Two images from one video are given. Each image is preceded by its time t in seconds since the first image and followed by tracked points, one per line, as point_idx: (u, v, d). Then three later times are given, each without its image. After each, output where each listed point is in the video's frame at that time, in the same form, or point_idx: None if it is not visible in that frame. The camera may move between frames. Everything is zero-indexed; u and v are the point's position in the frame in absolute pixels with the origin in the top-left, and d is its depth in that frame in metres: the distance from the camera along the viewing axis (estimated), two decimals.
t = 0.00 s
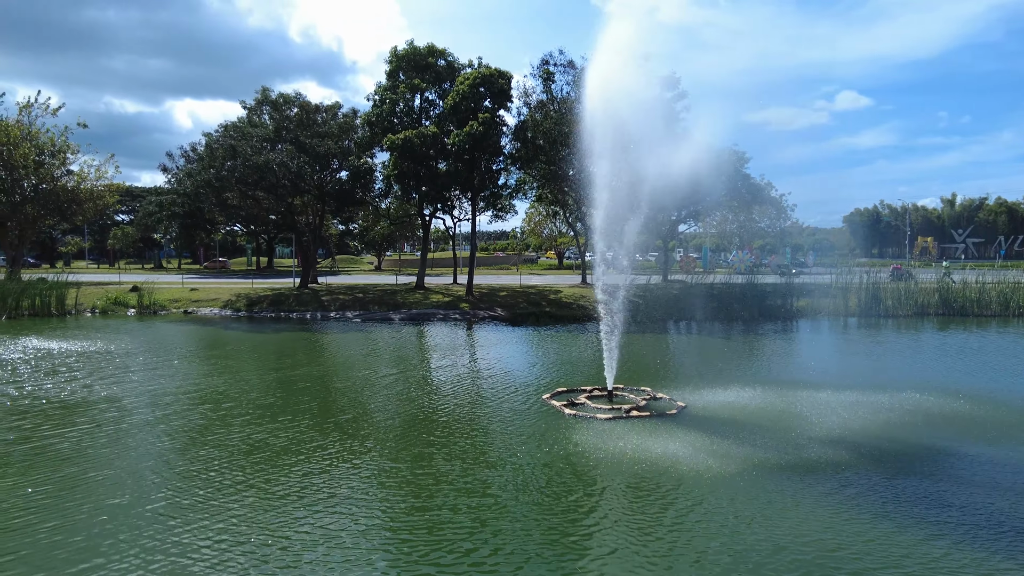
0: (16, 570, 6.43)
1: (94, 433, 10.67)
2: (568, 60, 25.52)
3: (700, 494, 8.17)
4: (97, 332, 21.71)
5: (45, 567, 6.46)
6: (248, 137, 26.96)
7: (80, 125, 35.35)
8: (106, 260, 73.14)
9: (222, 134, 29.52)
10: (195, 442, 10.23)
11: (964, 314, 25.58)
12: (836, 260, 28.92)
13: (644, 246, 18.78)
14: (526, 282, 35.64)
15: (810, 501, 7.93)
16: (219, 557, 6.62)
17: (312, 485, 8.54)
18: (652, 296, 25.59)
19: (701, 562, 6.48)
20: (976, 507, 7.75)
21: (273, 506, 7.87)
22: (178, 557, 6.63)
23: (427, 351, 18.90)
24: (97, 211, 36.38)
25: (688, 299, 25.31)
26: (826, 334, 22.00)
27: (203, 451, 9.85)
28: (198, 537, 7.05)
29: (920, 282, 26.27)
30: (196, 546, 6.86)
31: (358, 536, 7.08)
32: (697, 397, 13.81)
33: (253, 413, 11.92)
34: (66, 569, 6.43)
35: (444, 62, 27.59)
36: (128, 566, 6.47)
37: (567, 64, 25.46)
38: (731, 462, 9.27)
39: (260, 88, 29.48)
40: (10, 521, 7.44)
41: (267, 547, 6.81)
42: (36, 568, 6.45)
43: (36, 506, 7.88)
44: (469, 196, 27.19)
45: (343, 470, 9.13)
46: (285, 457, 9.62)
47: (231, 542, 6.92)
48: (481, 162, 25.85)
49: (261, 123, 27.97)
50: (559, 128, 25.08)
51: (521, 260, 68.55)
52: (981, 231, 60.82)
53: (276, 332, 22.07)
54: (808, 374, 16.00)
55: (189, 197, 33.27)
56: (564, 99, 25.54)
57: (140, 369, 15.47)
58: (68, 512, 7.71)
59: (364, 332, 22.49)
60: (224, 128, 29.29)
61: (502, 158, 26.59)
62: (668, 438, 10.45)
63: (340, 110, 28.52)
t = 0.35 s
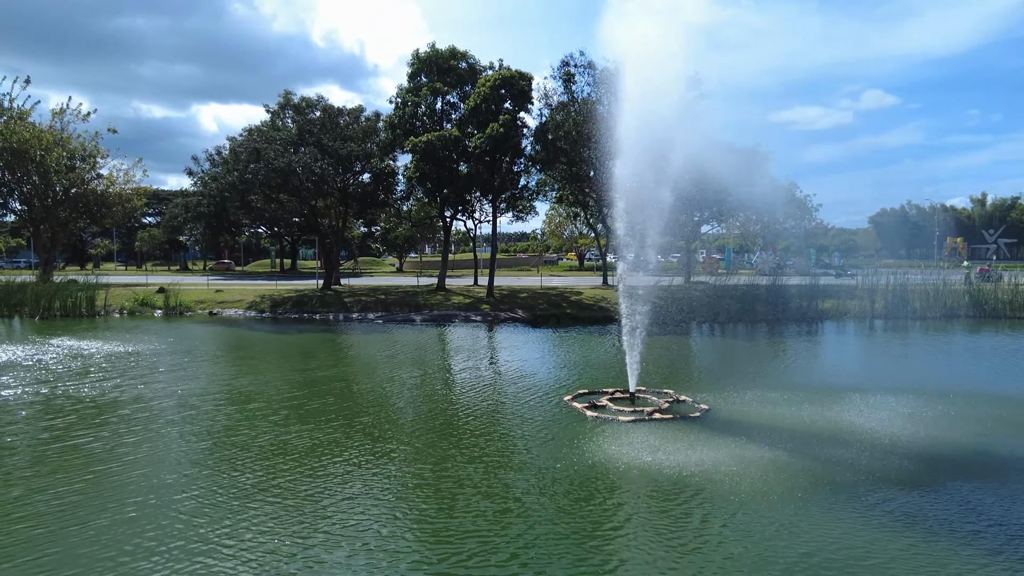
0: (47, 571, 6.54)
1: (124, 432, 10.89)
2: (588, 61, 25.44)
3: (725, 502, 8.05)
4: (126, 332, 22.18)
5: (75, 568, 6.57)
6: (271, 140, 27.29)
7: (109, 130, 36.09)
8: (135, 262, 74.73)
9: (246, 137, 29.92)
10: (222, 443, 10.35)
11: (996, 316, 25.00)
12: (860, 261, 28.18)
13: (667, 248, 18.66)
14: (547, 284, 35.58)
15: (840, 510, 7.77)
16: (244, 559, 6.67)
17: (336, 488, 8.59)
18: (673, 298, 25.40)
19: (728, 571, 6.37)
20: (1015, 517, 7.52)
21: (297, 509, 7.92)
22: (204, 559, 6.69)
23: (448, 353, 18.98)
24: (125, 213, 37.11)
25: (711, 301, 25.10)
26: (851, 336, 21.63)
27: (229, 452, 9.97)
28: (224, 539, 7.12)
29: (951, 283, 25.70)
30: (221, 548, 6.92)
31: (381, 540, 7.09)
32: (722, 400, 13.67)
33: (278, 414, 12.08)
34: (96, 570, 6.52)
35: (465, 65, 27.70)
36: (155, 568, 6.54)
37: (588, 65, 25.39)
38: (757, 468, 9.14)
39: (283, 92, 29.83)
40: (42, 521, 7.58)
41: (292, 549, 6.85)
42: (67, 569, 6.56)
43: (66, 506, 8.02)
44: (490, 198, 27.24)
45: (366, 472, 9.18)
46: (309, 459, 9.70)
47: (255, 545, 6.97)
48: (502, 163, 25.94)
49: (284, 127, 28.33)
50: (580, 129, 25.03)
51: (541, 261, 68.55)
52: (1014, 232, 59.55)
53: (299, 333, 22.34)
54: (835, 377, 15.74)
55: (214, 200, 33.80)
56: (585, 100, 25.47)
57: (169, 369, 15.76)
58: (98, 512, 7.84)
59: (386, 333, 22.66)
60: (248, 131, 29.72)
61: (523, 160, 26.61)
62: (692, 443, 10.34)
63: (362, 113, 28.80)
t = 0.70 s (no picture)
0: (84, 570, 6.65)
1: (158, 432, 11.11)
2: (613, 61, 25.34)
3: (755, 511, 7.93)
4: (158, 332, 22.67)
5: (111, 567, 6.68)
6: (299, 143, 27.61)
7: (142, 134, 36.89)
8: (165, 263, 76.26)
9: (273, 140, 30.34)
10: (251, 444, 10.49)
11: None
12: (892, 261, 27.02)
13: (693, 249, 18.52)
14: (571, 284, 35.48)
15: (876, 522, 7.57)
16: (274, 562, 6.73)
17: (364, 490, 8.67)
18: (700, 299, 25.15)
19: None
20: None
21: (324, 511, 7.99)
22: (236, 561, 6.77)
23: (473, 354, 19.04)
24: (156, 216, 37.89)
25: (738, 302, 24.83)
26: (882, 338, 21.26)
27: (259, 453, 10.09)
28: (253, 540, 7.20)
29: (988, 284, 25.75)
30: (251, 550, 6.99)
31: (408, 544, 7.12)
32: (751, 403, 13.49)
33: (308, 415, 12.24)
34: (130, 570, 6.61)
35: (490, 66, 27.79)
36: (189, 568, 6.64)
37: (613, 65, 25.28)
38: (787, 476, 9.00)
39: (310, 95, 30.20)
40: (79, 519, 7.74)
41: (320, 552, 6.91)
42: (103, 567, 6.67)
43: (104, 504, 8.20)
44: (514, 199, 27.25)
45: (393, 474, 9.26)
46: (337, 460, 9.80)
47: (284, 548, 7.02)
48: (527, 164, 25.97)
49: (311, 130, 28.66)
50: (605, 129, 24.95)
51: (565, 262, 68.38)
52: None
53: (326, 333, 22.60)
54: (866, 380, 15.50)
55: (242, 202, 34.35)
56: (610, 100, 25.37)
57: (200, 369, 16.05)
58: (133, 512, 7.97)
59: (412, 333, 22.84)
60: (276, 135, 30.16)
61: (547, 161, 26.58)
62: (720, 449, 10.22)
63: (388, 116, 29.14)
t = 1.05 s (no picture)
0: (124, 568, 6.69)
1: (195, 430, 11.32)
2: (642, 60, 25.16)
3: (793, 520, 7.74)
4: (195, 332, 23.16)
5: (151, 566, 6.72)
6: (330, 146, 27.92)
7: (178, 138, 37.81)
8: (199, 264, 78.07)
9: (305, 142, 30.82)
10: (285, 444, 10.61)
11: None
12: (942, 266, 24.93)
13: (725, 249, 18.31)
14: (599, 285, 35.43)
15: (919, 534, 7.33)
16: (307, 563, 6.75)
17: (394, 491, 8.70)
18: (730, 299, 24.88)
19: None
20: None
21: (356, 512, 8.02)
22: (271, 562, 6.79)
23: (502, 354, 19.11)
24: (191, 217, 38.81)
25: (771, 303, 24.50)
26: (920, 339, 20.79)
27: (292, 453, 10.19)
28: (285, 541, 7.24)
29: None
30: (283, 550, 7.03)
31: (437, 546, 7.11)
32: (787, 406, 13.24)
33: (341, 414, 12.41)
34: (169, 569, 6.64)
35: (518, 67, 27.84)
36: (224, 568, 6.67)
37: (642, 64, 25.14)
38: (822, 482, 8.80)
39: (341, 98, 30.60)
40: (120, 517, 7.84)
41: (350, 554, 6.92)
42: (143, 566, 6.72)
43: (143, 501, 8.35)
44: (542, 200, 27.26)
45: (423, 475, 9.30)
46: (367, 460, 9.87)
47: (315, 549, 7.04)
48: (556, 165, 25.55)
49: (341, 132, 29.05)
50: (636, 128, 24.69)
51: (592, 262, 68.25)
52: None
53: (357, 333, 22.88)
54: (904, 383, 15.17)
55: (274, 204, 34.97)
56: (639, 99, 25.22)
57: (236, 368, 16.37)
58: (171, 511, 8.04)
59: (441, 333, 22.98)
60: (307, 137, 30.62)
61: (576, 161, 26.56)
62: (755, 454, 10.02)
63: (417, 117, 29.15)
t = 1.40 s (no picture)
0: (160, 567, 6.71)
1: (233, 427, 11.54)
2: (674, 58, 24.94)
3: (835, 530, 7.45)
4: (231, 331, 23.65)
5: (187, 564, 6.74)
6: (362, 148, 28.30)
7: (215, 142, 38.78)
8: (236, 265, 79.93)
9: (338, 145, 31.29)
10: (319, 443, 10.66)
11: None
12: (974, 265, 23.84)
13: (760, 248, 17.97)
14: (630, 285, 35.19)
15: (965, 545, 7.05)
16: (335, 563, 6.71)
17: (423, 490, 8.67)
18: (765, 300, 24.46)
19: None
20: None
21: (384, 512, 7.98)
22: (302, 561, 6.76)
23: (533, 355, 19.11)
24: (227, 219, 39.76)
25: (807, 303, 24.02)
26: (965, 341, 20.11)
27: (324, 452, 10.23)
28: (314, 539, 7.23)
29: None
30: (311, 549, 7.01)
31: (464, 549, 7.04)
32: (827, 409, 12.86)
33: (375, 412, 12.55)
34: (203, 568, 6.64)
35: (549, 66, 27.84)
36: (257, 566, 6.68)
37: (674, 62, 24.88)
38: (861, 489, 8.56)
39: (373, 100, 31.03)
40: (158, 514, 7.92)
41: (377, 555, 6.87)
42: (180, 564, 6.74)
43: (183, 495, 8.51)
44: (572, 199, 27.16)
45: (453, 475, 9.26)
46: (397, 460, 9.87)
47: (341, 549, 7.00)
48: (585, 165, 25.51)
49: (374, 134, 29.44)
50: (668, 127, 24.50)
51: (622, 262, 67.74)
52: None
53: (389, 332, 23.10)
54: (948, 386, 14.68)
55: (308, 206, 35.56)
56: (671, 98, 24.97)
57: (273, 367, 16.69)
58: (207, 509, 8.09)
59: (471, 333, 23.06)
60: (341, 140, 31.15)
61: (607, 160, 26.42)
62: (793, 460, 9.73)
63: (447, 119, 29.48)
